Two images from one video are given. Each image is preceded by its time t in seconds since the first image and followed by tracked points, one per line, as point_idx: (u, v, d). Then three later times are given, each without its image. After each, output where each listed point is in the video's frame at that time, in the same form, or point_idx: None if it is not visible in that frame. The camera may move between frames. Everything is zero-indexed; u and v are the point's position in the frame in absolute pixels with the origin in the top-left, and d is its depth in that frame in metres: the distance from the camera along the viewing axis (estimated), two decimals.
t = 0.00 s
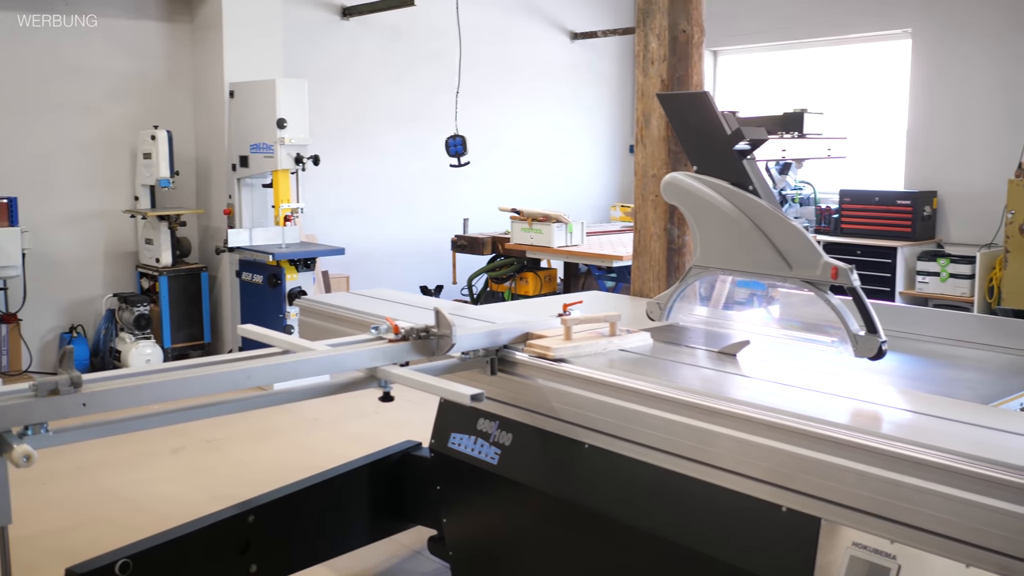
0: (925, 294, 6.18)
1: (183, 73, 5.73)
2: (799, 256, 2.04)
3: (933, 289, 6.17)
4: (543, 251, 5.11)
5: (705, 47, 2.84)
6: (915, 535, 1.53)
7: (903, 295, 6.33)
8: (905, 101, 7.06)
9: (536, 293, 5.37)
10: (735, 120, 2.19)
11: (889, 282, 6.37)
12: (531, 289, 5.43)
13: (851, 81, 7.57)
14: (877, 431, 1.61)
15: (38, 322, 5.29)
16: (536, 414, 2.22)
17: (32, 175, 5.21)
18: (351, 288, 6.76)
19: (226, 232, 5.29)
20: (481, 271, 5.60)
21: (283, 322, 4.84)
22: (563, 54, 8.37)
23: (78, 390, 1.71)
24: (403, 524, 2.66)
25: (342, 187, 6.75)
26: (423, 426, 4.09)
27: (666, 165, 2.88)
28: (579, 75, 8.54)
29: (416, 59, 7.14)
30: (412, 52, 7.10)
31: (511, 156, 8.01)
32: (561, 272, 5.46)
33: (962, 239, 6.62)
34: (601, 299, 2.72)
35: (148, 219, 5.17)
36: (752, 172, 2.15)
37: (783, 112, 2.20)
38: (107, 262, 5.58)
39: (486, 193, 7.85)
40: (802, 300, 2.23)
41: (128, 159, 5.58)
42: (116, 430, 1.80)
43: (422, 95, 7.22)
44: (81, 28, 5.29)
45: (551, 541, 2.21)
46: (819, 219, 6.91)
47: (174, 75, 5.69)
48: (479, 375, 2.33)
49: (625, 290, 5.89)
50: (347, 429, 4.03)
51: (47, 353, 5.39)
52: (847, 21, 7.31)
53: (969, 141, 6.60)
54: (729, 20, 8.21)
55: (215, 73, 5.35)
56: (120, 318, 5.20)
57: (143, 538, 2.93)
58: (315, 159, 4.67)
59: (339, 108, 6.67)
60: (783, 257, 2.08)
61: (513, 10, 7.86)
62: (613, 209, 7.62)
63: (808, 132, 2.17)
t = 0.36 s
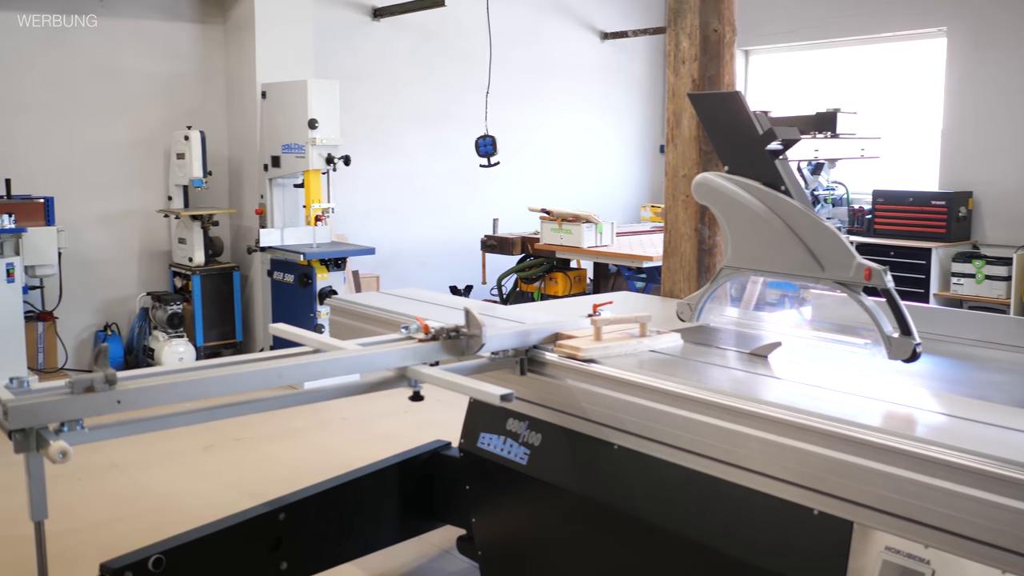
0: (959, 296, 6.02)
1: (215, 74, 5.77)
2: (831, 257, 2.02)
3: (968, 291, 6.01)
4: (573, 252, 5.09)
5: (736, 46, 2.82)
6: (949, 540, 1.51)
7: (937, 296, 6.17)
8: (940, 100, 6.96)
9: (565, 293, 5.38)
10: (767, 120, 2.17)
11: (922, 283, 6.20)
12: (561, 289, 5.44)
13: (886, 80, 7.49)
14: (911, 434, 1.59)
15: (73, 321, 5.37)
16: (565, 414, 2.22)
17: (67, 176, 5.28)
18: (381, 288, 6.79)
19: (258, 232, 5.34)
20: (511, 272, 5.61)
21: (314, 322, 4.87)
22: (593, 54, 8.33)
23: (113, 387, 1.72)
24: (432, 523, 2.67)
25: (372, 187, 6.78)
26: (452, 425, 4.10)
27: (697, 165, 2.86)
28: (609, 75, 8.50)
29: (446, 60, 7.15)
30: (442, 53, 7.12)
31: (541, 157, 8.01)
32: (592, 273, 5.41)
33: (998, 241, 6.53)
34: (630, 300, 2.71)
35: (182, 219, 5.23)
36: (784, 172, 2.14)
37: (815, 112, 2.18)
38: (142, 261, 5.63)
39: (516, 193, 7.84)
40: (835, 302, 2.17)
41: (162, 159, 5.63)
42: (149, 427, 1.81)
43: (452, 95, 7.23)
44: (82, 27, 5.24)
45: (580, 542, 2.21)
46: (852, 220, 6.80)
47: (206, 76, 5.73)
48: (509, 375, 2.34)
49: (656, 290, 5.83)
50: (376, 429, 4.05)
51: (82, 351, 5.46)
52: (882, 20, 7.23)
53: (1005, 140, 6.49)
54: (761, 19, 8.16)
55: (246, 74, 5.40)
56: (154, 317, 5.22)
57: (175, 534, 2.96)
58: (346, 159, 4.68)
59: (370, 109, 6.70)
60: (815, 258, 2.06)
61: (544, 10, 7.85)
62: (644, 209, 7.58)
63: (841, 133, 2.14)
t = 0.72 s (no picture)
0: (989, 298, 5.94)
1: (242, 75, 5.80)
2: (859, 258, 2.01)
3: (999, 293, 5.94)
4: (598, 252, 5.08)
5: (763, 46, 2.81)
6: (979, 545, 1.49)
7: (966, 298, 6.07)
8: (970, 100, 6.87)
9: (590, 294, 5.38)
10: (794, 120, 2.16)
11: (951, 285, 6.11)
12: (586, 289, 5.44)
13: (915, 80, 7.41)
14: (940, 437, 1.57)
15: (102, 319, 5.42)
16: (590, 415, 2.22)
17: (95, 176, 5.32)
18: (406, 287, 6.81)
19: (284, 232, 5.37)
20: (536, 272, 5.61)
21: (339, 321, 4.88)
22: (618, 55, 8.30)
23: (141, 385, 1.74)
24: (455, 523, 2.67)
25: (397, 188, 6.80)
26: (477, 425, 4.10)
27: (723, 165, 2.85)
28: (634, 75, 8.47)
29: (472, 60, 7.16)
30: (468, 54, 7.13)
31: (566, 158, 7.99)
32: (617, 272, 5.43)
33: None
34: (656, 300, 2.71)
35: (210, 218, 5.27)
36: (812, 173, 2.12)
37: (843, 112, 2.17)
38: (170, 260, 5.66)
39: (541, 194, 7.83)
40: (862, 304, 2.20)
41: (190, 159, 5.66)
42: (177, 425, 1.82)
43: (477, 95, 7.23)
44: (81, 28, 5.19)
45: (605, 543, 2.21)
46: (880, 222, 6.77)
47: (234, 78, 5.75)
48: (534, 375, 2.34)
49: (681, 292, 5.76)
50: (401, 428, 4.06)
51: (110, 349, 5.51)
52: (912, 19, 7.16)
53: None
54: (788, 19, 8.11)
55: (273, 75, 5.43)
56: (181, 316, 5.28)
57: (201, 531, 2.98)
58: (371, 159, 4.70)
59: (395, 110, 6.72)
60: (842, 259, 2.04)
61: (570, 10, 7.83)
62: (669, 210, 7.53)
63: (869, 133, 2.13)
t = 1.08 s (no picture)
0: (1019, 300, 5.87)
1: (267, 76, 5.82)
2: (886, 259, 1.99)
3: None
4: (622, 252, 5.07)
5: (789, 45, 2.79)
6: (1009, 551, 1.47)
7: (995, 300, 5.99)
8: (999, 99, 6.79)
9: (613, 294, 5.36)
10: (821, 120, 2.15)
11: (979, 286, 6.03)
12: (609, 290, 5.43)
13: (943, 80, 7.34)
14: (968, 440, 1.56)
15: (129, 318, 5.48)
16: (612, 416, 2.21)
17: (121, 176, 5.37)
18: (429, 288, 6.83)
19: (309, 232, 5.40)
20: (559, 272, 5.61)
21: (363, 321, 4.90)
22: (642, 55, 8.28)
23: (168, 383, 1.75)
24: (478, 523, 2.67)
25: (420, 188, 6.82)
26: (500, 426, 4.10)
27: (748, 165, 2.84)
28: (658, 75, 8.44)
29: (496, 61, 7.16)
30: (493, 54, 7.13)
31: (589, 158, 7.98)
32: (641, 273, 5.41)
33: None
34: (681, 301, 2.71)
35: (235, 218, 5.30)
36: (838, 173, 2.11)
37: (870, 112, 2.16)
38: (196, 259, 5.70)
39: (564, 195, 7.83)
40: (889, 307, 2.28)
41: (216, 159, 5.69)
42: (201, 423, 1.83)
43: (500, 95, 7.22)
44: (81, 28, 5.15)
45: (628, 544, 2.21)
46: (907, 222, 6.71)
47: (258, 78, 5.78)
48: (557, 375, 2.34)
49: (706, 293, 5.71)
50: (424, 428, 4.07)
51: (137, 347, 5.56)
52: (939, 18, 7.10)
53: None
54: (815, 19, 8.07)
55: (299, 75, 5.45)
56: (206, 314, 5.32)
57: (227, 528, 3.00)
58: (395, 160, 4.71)
59: (420, 110, 6.74)
60: (869, 260, 2.03)
61: (594, 10, 7.82)
62: (693, 210, 7.50)
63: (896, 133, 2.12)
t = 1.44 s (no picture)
0: None
1: (292, 76, 5.85)
2: (912, 261, 1.98)
3: None
4: (645, 253, 5.06)
5: (815, 45, 2.78)
6: None
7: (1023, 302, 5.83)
8: None
9: (636, 295, 5.36)
10: (846, 121, 2.14)
11: (1007, 289, 5.93)
12: (632, 290, 5.43)
13: (972, 79, 7.27)
14: (995, 444, 1.54)
15: (154, 316, 5.51)
16: (636, 417, 2.21)
17: (145, 175, 5.41)
18: (452, 287, 6.83)
19: (332, 231, 5.42)
20: (582, 273, 5.62)
21: (385, 320, 4.92)
22: (667, 55, 8.26)
23: (193, 381, 1.77)
24: (500, 523, 2.68)
25: (443, 187, 6.83)
26: (523, 426, 4.11)
27: (772, 166, 2.82)
28: (683, 75, 8.42)
29: (521, 61, 7.16)
30: (517, 54, 7.13)
31: (613, 158, 7.96)
32: (664, 274, 5.37)
33: None
34: (705, 302, 2.70)
35: (259, 217, 5.32)
36: (864, 174, 2.09)
37: (897, 112, 2.14)
38: (220, 258, 5.73)
39: (588, 195, 7.82)
40: (915, 307, 2.27)
41: (240, 159, 5.73)
42: (226, 421, 1.84)
43: (524, 95, 7.22)
44: (83, 28, 5.11)
45: (650, 546, 2.20)
46: (932, 223, 6.62)
47: (283, 78, 5.81)
48: (580, 376, 2.34)
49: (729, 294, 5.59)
50: (447, 427, 4.08)
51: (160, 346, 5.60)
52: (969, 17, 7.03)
53: None
54: (841, 18, 8.01)
55: (323, 75, 5.47)
56: (230, 314, 5.36)
57: (251, 526, 3.02)
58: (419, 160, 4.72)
59: (444, 111, 6.75)
60: (895, 262, 2.02)
61: (619, 10, 7.80)
62: (717, 211, 7.45)
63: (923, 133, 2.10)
